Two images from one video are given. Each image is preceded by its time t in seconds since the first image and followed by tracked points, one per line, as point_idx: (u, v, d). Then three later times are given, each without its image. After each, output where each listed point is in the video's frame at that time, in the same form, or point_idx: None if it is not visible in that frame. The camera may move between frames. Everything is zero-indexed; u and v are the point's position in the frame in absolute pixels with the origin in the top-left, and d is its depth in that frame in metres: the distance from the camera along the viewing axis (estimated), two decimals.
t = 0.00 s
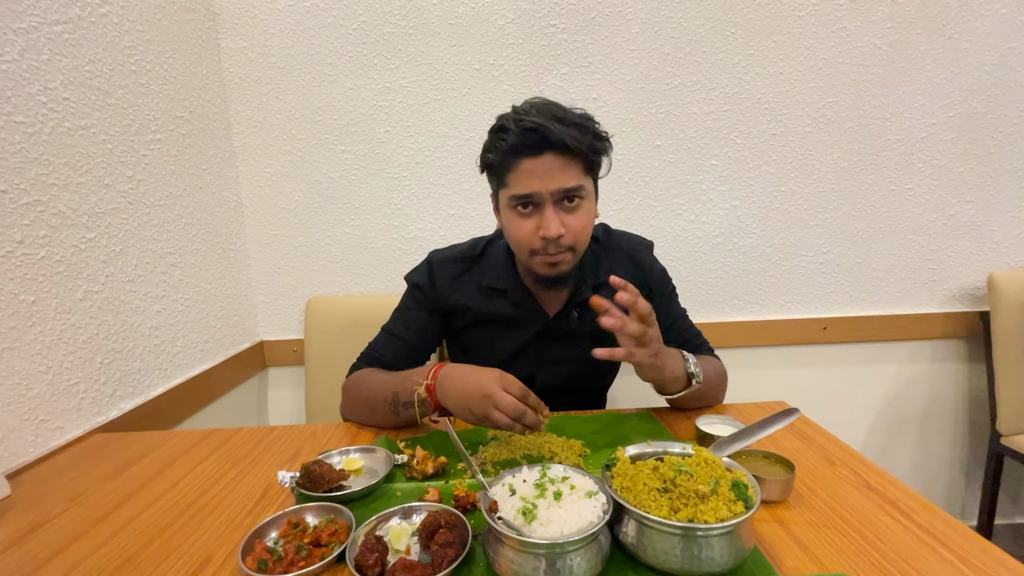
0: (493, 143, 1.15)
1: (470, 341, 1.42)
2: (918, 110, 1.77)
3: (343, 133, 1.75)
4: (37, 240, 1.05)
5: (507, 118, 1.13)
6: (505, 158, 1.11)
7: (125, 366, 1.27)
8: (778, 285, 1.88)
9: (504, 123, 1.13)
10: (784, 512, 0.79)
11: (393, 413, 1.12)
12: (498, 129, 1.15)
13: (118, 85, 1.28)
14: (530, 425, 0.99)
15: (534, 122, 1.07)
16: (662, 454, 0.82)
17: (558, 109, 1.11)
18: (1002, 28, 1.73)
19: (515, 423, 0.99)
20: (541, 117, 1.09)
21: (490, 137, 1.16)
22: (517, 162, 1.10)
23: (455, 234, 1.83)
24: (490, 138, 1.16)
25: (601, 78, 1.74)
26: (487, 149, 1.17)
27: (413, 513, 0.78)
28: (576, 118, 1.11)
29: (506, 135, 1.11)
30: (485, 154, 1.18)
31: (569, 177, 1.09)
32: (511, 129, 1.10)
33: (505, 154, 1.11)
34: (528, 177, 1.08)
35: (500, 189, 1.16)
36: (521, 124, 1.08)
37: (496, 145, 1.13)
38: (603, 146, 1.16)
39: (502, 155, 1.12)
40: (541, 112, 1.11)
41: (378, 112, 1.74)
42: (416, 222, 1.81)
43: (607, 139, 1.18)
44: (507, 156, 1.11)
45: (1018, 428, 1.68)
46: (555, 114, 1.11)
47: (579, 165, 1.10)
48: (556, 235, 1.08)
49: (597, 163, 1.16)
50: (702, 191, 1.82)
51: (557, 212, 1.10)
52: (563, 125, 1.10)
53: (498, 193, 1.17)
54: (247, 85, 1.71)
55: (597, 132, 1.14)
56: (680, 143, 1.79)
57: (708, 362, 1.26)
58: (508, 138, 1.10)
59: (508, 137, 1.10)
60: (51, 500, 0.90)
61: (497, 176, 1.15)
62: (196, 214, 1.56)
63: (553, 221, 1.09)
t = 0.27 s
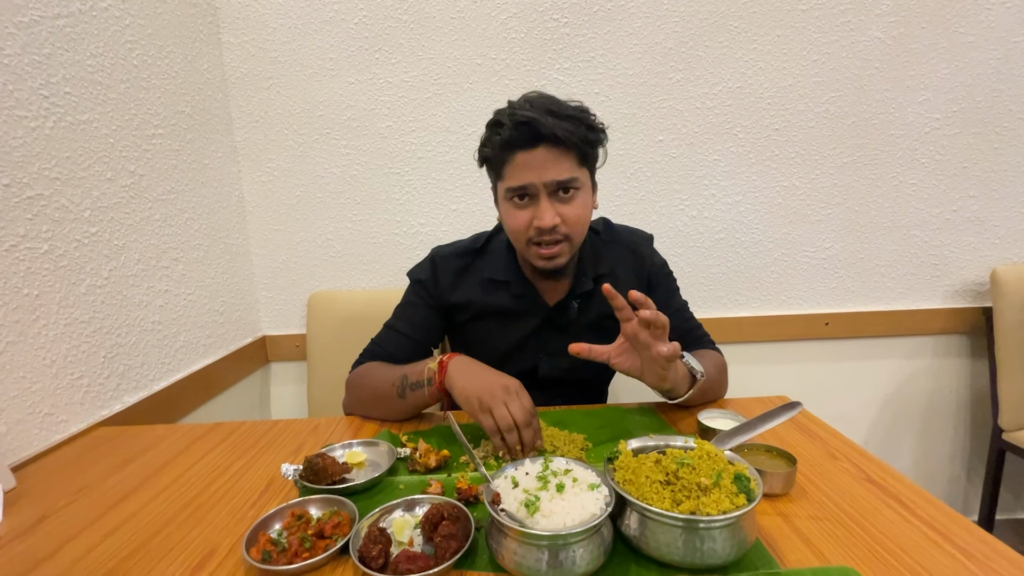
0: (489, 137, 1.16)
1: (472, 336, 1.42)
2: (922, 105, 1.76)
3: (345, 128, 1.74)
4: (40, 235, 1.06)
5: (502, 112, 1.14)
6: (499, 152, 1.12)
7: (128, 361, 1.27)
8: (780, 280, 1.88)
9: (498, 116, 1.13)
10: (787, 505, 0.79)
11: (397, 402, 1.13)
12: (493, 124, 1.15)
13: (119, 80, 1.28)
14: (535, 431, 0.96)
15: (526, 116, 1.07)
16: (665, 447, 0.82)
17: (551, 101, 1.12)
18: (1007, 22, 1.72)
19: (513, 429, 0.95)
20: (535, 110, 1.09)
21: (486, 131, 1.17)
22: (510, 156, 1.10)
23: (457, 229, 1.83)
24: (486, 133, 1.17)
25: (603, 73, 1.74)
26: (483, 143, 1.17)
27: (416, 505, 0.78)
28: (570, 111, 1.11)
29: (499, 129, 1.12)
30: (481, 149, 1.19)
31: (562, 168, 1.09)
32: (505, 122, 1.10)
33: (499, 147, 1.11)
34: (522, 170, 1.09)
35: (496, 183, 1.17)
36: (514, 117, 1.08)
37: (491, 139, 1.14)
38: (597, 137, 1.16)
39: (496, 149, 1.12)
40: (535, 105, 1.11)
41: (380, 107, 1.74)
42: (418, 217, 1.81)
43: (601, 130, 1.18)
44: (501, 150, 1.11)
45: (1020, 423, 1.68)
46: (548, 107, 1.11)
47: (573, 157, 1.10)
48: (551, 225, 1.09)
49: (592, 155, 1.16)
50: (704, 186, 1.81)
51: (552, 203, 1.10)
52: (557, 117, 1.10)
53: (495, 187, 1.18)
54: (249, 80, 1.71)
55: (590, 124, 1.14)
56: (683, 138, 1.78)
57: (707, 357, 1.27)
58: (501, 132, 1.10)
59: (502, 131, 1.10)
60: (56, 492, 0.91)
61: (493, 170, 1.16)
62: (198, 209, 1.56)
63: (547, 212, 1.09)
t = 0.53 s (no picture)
0: (490, 132, 1.13)
1: (472, 330, 1.41)
2: (928, 98, 1.74)
3: (345, 121, 1.73)
4: (38, 227, 1.05)
5: (504, 107, 1.11)
6: (500, 150, 1.09)
7: (128, 354, 1.27)
8: (783, 275, 1.87)
9: (500, 112, 1.10)
10: (789, 500, 0.78)
11: (395, 396, 1.12)
12: (495, 118, 1.12)
13: (117, 71, 1.27)
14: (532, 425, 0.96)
15: (528, 116, 1.04)
16: (666, 441, 0.81)
17: (555, 100, 1.08)
18: (1016, 13, 1.69)
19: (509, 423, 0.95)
20: (537, 110, 1.06)
21: (488, 125, 1.14)
22: (511, 155, 1.08)
23: (458, 223, 1.82)
24: (488, 126, 1.14)
25: (605, 65, 1.72)
26: (485, 137, 1.15)
27: (415, 499, 0.78)
28: (574, 110, 1.08)
29: (501, 127, 1.09)
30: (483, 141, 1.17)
31: (562, 172, 1.07)
32: (507, 120, 1.07)
33: (499, 145, 1.09)
34: (521, 171, 1.07)
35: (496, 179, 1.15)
36: (515, 116, 1.06)
37: (492, 136, 1.11)
38: (601, 138, 1.12)
39: (497, 146, 1.10)
40: (538, 103, 1.07)
41: (381, 100, 1.72)
42: (419, 211, 1.80)
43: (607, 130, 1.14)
44: (502, 149, 1.09)
45: None
46: (552, 107, 1.07)
47: (574, 160, 1.08)
48: (547, 230, 1.08)
49: (595, 156, 1.13)
50: (707, 179, 1.80)
51: (549, 205, 1.09)
52: (559, 118, 1.07)
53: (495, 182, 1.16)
54: (248, 73, 1.70)
55: (595, 124, 1.11)
56: (686, 131, 1.76)
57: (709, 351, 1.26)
58: (503, 131, 1.07)
59: (503, 129, 1.07)
60: (54, 485, 0.90)
61: (493, 165, 1.14)
62: (198, 202, 1.55)
63: (544, 215, 1.08)
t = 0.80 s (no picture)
0: (501, 131, 1.05)
1: (472, 325, 1.40)
2: (939, 87, 1.71)
3: (345, 111, 1.71)
4: (34, 217, 1.04)
5: (519, 106, 1.02)
6: (511, 154, 1.02)
7: (127, 346, 1.26)
8: (788, 267, 1.85)
9: (515, 112, 1.02)
10: (796, 494, 0.76)
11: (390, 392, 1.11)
12: (508, 117, 1.03)
13: (114, 59, 1.25)
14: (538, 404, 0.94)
15: (545, 123, 0.96)
16: (670, 434, 0.79)
17: (575, 104, 1.00)
18: None
19: (518, 412, 0.94)
20: (555, 115, 0.98)
21: (498, 122, 1.06)
22: (523, 161, 1.01)
23: (460, 214, 1.81)
24: (499, 123, 1.06)
25: (609, 54, 1.69)
26: (494, 135, 1.07)
27: (414, 491, 0.77)
28: (594, 117, 1.01)
29: (514, 129, 1.01)
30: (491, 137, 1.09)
31: (577, 184, 1.01)
32: (521, 123, 0.99)
33: (511, 149, 1.02)
34: (533, 180, 1.01)
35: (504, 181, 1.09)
36: (532, 121, 0.98)
37: (503, 137, 1.03)
38: (620, 146, 1.06)
39: (508, 150, 1.03)
40: (556, 108, 0.99)
41: (381, 90, 1.70)
42: (420, 202, 1.79)
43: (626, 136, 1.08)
44: (514, 153, 1.02)
45: None
46: (571, 112, 0.99)
47: (590, 171, 1.02)
48: (556, 243, 1.04)
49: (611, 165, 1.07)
50: (712, 170, 1.77)
51: (560, 216, 1.04)
52: (578, 124, 1.00)
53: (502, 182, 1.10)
54: (248, 62, 1.68)
55: (615, 132, 1.04)
56: (691, 121, 1.74)
57: (715, 345, 1.24)
58: (516, 135, 1.00)
59: (517, 133, 1.00)
60: (51, 476, 0.90)
61: (501, 167, 1.07)
62: (197, 193, 1.54)
63: (554, 228, 1.04)
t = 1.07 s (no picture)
0: (502, 135, 0.96)
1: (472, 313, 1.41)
2: (952, 72, 1.67)
3: (347, 98, 1.69)
4: (34, 203, 1.03)
5: (522, 110, 0.93)
6: (512, 162, 0.94)
7: (129, 334, 1.25)
8: (795, 257, 1.82)
9: (518, 116, 0.92)
10: (802, 483, 0.75)
11: (387, 379, 1.10)
12: (510, 120, 0.94)
13: (112, 45, 1.24)
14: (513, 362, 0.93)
15: (550, 133, 0.88)
16: (675, 421, 0.78)
17: (584, 111, 0.90)
18: None
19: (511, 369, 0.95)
20: (561, 124, 0.89)
21: (500, 123, 0.97)
22: (524, 171, 0.93)
23: (463, 203, 1.79)
24: (500, 126, 0.97)
25: (614, 40, 1.66)
26: (495, 138, 0.98)
27: (415, 479, 0.76)
28: (604, 126, 0.91)
29: (515, 136, 0.92)
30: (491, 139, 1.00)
31: (581, 199, 0.93)
32: (524, 130, 0.91)
33: (513, 157, 0.93)
34: (534, 192, 0.93)
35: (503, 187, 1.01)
36: (536, 130, 0.89)
37: (504, 142, 0.95)
38: (631, 158, 0.97)
39: (509, 157, 0.94)
40: (562, 115, 0.90)
41: (383, 77, 1.68)
42: (422, 190, 1.77)
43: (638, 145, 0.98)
44: (514, 162, 0.93)
45: None
46: (579, 120, 0.90)
47: (597, 185, 0.94)
48: (556, 260, 0.97)
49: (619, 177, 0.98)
50: (719, 158, 1.75)
51: (561, 231, 0.97)
52: (587, 134, 0.90)
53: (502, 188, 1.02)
54: (248, 48, 1.66)
55: (627, 143, 0.94)
56: (697, 108, 1.71)
57: (720, 334, 1.22)
58: (518, 143, 0.91)
59: (518, 142, 0.91)
60: (51, 463, 0.89)
61: (501, 172, 0.99)
62: (198, 181, 1.53)
63: (555, 243, 0.96)
